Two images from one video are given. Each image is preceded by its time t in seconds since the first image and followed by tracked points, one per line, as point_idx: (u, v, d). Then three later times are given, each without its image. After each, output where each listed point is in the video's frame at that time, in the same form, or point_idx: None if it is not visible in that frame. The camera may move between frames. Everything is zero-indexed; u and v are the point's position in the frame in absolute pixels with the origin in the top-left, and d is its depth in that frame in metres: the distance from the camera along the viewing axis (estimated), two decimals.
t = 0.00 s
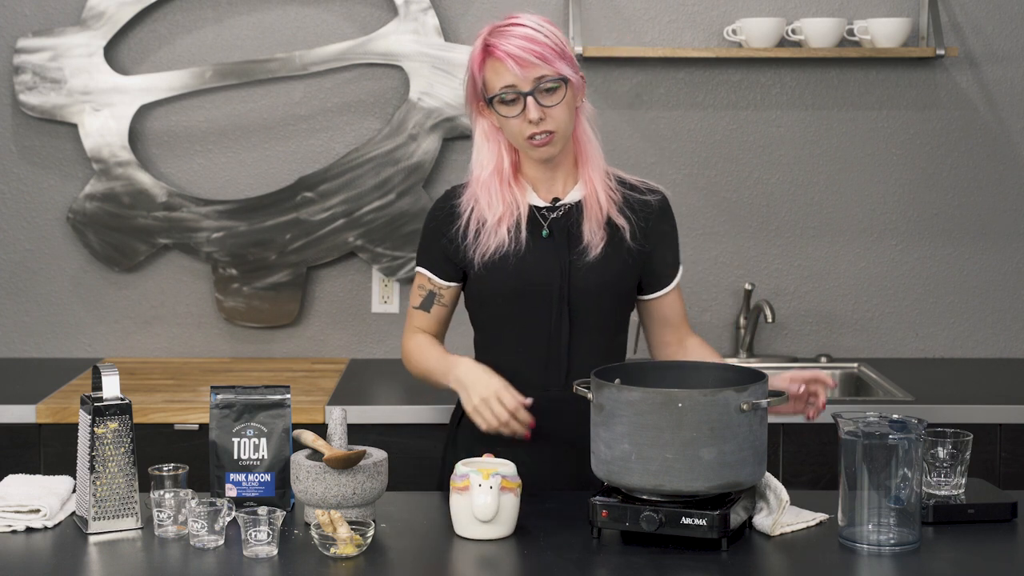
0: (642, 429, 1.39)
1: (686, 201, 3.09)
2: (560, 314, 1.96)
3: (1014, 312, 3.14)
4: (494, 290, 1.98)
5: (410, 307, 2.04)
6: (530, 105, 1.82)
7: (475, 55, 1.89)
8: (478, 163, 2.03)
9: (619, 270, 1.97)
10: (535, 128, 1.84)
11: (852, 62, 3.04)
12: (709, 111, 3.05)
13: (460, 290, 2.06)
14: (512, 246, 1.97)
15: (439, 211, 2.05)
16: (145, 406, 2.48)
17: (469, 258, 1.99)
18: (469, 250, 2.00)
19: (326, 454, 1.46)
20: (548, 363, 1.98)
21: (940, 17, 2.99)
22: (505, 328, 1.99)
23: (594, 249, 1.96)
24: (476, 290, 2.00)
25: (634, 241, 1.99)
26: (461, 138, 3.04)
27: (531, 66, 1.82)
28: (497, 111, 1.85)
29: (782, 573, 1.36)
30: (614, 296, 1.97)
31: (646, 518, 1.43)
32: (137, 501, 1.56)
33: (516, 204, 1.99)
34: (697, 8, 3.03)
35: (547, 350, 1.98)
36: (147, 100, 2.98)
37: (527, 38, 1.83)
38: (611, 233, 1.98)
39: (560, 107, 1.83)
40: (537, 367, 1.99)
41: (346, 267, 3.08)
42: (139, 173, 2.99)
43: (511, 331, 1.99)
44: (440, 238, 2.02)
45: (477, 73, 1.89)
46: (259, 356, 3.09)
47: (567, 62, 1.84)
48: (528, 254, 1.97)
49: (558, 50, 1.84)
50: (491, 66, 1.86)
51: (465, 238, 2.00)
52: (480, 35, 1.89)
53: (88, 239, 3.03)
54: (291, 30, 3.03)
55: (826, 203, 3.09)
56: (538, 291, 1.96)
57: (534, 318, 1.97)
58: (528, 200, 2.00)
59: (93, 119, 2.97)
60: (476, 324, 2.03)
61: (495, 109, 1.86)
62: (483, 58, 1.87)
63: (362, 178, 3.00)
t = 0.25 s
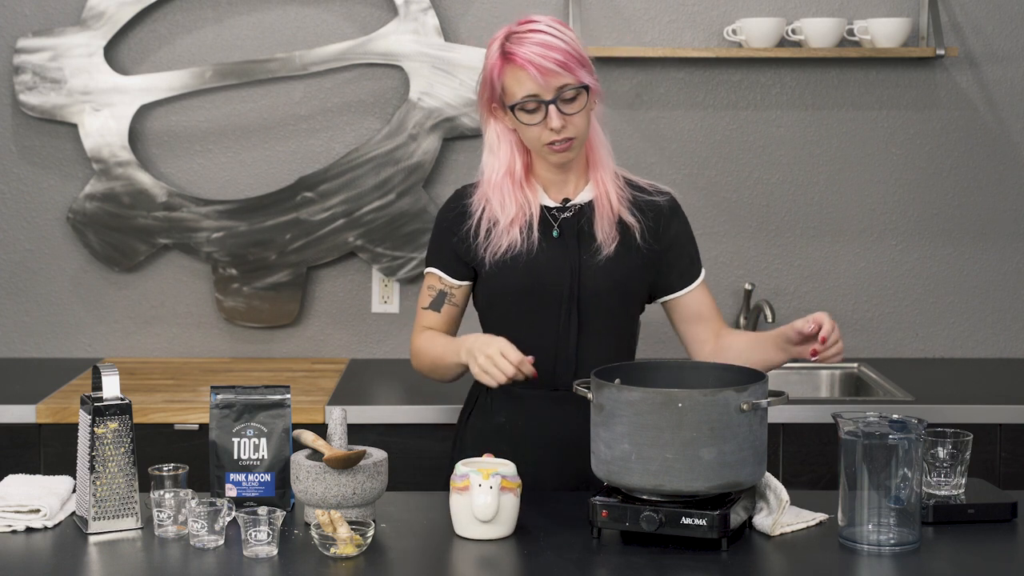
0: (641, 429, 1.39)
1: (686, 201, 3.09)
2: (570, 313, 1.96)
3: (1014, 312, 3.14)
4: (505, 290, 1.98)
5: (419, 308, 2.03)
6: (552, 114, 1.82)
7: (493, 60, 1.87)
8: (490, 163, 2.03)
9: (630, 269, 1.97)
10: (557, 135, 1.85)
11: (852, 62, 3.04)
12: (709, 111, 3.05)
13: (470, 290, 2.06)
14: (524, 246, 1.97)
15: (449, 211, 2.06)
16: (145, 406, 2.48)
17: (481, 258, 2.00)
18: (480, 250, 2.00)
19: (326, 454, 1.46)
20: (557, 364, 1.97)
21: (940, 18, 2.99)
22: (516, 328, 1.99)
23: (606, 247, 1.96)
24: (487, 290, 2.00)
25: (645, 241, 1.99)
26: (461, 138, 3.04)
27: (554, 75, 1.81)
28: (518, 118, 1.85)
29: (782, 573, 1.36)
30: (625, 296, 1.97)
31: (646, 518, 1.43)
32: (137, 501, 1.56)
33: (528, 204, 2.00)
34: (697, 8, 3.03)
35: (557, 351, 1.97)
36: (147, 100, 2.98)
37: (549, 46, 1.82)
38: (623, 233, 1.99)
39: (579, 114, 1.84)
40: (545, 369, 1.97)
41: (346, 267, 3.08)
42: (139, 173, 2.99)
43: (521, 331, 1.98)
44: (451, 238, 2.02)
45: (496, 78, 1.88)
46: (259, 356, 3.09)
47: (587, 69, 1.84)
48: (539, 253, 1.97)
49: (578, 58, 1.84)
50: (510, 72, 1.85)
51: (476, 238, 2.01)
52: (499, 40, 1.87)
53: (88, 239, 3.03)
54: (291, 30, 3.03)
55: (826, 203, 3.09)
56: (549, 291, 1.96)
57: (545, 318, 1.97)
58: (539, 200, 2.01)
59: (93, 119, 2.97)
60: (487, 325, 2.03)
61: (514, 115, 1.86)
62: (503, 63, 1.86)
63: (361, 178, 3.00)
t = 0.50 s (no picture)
0: (641, 429, 1.39)
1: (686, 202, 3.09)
2: (574, 314, 1.95)
3: (1014, 312, 3.14)
4: (509, 292, 1.99)
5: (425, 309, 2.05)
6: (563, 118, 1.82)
7: (507, 61, 1.87)
8: (497, 163, 2.03)
9: (634, 268, 1.97)
10: (566, 140, 1.84)
11: (852, 62, 3.04)
12: (709, 111, 3.05)
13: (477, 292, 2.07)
14: (528, 248, 1.98)
15: (455, 212, 2.07)
16: (145, 406, 2.48)
17: (485, 261, 2.01)
18: (485, 252, 2.01)
19: (326, 454, 1.46)
20: (563, 365, 1.97)
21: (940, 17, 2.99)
22: (521, 329, 1.99)
23: (610, 248, 1.96)
24: (493, 293, 2.01)
25: (650, 240, 1.98)
26: (461, 138, 3.04)
27: (567, 79, 1.81)
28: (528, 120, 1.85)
29: (781, 573, 1.36)
30: (630, 295, 1.97)
31: (646, 518, 1.43)
32: (137, 501, 1.56)
33: (533, 205, 2.00)
34: (697, 8, 3.03)
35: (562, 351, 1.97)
36: (147, 100, 2.98)
37: (563, 49, 1.82)
38: (627, 233, 1.98)
39: (590, 120, 1.84)
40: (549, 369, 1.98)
41: (346, 268, 3.08)
42: (139, 173, 2.99)
43: (527, 332, 1.99)
44: (456, 241, 2.04)
45: (508, 79, 1.87)
46: (259, 356, 3.09)
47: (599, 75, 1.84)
48: (543, 255, 1.97)
49: (591, 64, 1.83)
50: (523, 74, 1.85)
51: (482, 240, 2.02)
52: (513, 41, 1.87)
53: (88, 239, 3.03)
54: (291, 30, 3.03)
55: (826, 203, 3.09)
56: (553, 291, 1.96)
57: (550, 318, 1.97)
58: (544, 202, 2.01)
59: (93, 119, 2.97)
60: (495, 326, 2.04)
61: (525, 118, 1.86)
62: (516, 65, 1.86)
63: (361, 178, 3.00)
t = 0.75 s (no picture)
0: (641, 429, 1.39)
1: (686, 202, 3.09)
2: (577, 313, 1.96)
3: (1014, 312, 3.14)
4: (513, 293, 1.99)
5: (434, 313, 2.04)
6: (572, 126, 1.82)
7: (517, 65, 1.85)
8: (500, 163, 2.01)
9: (638, 268, 1.97)
10: (575, 147, 1.84)
11: (852, 62, 3.04)
12: (709, 111, 3.05)
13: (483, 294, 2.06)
14: (532, 249, 1.97)
15: (460, 211, 2.06)
16: (145, 406, 2.48)
17: (490, 262, 2.00)
18: (489, 254, 2.00)
19: (326, 454, 1.46)
20: (566, 363, 1.99)
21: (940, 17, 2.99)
22: (525, 328, 2.00)
23: (613, 248, 1.96)
24: (498, 293, 2.01)
25: (654, 240, 1.98)
26: (461, 138, 3.04)
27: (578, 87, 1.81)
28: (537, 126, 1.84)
29: (781, 573, 1.36)
30: (633, 296, 1.97)
31: (646, 518, 1.43)
32: (137, 501, 1.56)
33: (536, 207, 1.99)
34: (697, 8, 3.03)
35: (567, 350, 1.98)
36: (147, 100, 2.98)
37: (575, 57, 1.81)
38: (630, 233, 1.98)
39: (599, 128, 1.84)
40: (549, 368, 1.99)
41: (346, 267, 3.08)
42: (139, 173, 2.99)
43: (531, 332, 2.00)
44: (460, 242, 2.03)
45: (517, 83, 1.86)
46: (259, 356, 3.09)
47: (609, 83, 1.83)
48: (546, 256, 1.97)
49: (602, 71, 1.83)
50: (533, 79, 1.84)
51: (485, 242, 2.01)
52: (523, 45, 1.86)
53: (88, 239, 3.03)
54: (291, 30, 3.03)
55: (826, 203, 3.09)
56: (557, 292, 1.97)
57: (554, 318, 1.98)
58: (547, 203, 2.00)
59: (93, 119, 2.97)
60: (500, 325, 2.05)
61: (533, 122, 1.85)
62: (526, 69, 1.84)
63: (362, 178, 3.00)
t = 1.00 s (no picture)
0: (642, 429, 1.39)
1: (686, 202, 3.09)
2: (586, 313, 1.96)
3: (1014, 312, 3.14)
4: (521, 293, 1.98)
5: (444, 315, 2.00)
6: (584, 131, 1.82)
7: (529, 68, 1.85)
8: (508, 162, 2.01)
9: (645, 268, 1.97)
10: (586, 151, 1.85)
11: (852, 62, 3.04)
12: (709, 111, 3.05)
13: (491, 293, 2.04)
14: (540, 248, 1.97)
15: (466, 210, 2.04)
16: (145, 406, 2.48)
17: (497, 261, 1.99)
18: (498, 253, 1.98)
19: (326, 454, 1.46)
20: (575, 364, 1.98)
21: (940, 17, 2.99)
22: (533, 328, 1.99)
23: (620, 247, 1.96)
24: (505, 292, 2.00)
25: (660, 239, 1.98)
26: (461, 138, 3.04)
27: (592, 93, 1.80)
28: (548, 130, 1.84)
29: (781, 573, 1.36)
30: (640, 295, 1.97)
31: (646, 518, 1.43)
32: (137, 501, 1.56)
33: (545, 206, 1.99)
34: (697, 8, 3.03)
35: (574, 350, 1.98)
36: (147, 100, 2.98)
37: (589, 62, 1.81)
38: (637, 232, 1.98)
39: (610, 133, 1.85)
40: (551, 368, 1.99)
41: (346, 268, 3.09)
42: (139, 173, 2.99)
43: (539, 331, 1.99)
44: (467, 241, 2.00)
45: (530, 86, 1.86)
46: (259, 356, 3.09)
47: (621, 88, 1.84)
48: (554, 256, 1.97)
49: (615, 77, 1.83)
50: (545, 83, 1.84)
51: (493, 240, 1.99)
52: (537, 49, 1.86)
53: (88, 239, 3.03)
54: (291, 30, 3.03)
55: (826, 203, 3.09)
56: (564, 292, 1.96)
57: (561, 319, 1.98)
58: (556, 203, 2.00)
59: (93, 119, 2.97)
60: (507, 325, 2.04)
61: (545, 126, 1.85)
62: (540, 73, 1.84)
63: (361, 178, 3.00)
